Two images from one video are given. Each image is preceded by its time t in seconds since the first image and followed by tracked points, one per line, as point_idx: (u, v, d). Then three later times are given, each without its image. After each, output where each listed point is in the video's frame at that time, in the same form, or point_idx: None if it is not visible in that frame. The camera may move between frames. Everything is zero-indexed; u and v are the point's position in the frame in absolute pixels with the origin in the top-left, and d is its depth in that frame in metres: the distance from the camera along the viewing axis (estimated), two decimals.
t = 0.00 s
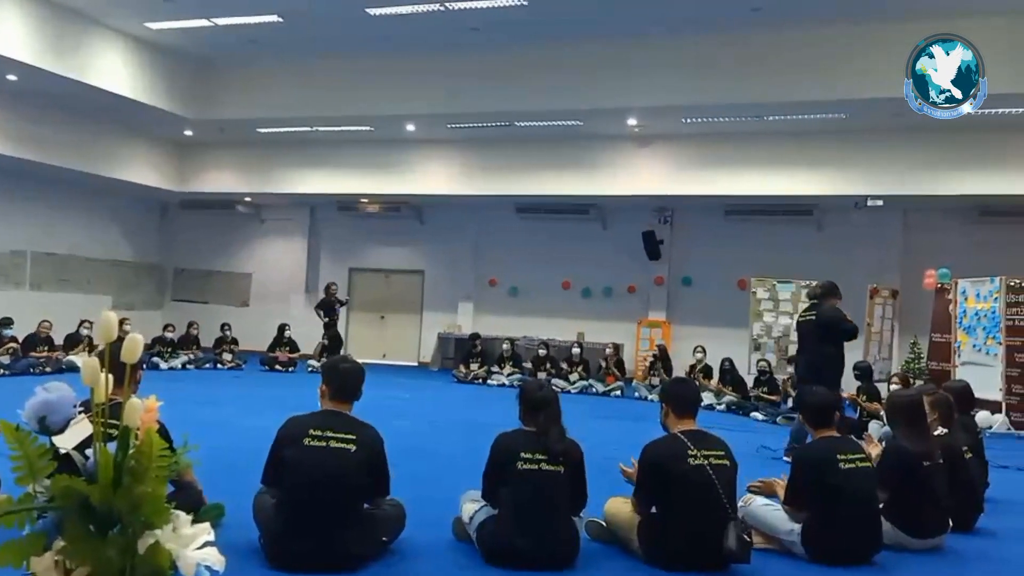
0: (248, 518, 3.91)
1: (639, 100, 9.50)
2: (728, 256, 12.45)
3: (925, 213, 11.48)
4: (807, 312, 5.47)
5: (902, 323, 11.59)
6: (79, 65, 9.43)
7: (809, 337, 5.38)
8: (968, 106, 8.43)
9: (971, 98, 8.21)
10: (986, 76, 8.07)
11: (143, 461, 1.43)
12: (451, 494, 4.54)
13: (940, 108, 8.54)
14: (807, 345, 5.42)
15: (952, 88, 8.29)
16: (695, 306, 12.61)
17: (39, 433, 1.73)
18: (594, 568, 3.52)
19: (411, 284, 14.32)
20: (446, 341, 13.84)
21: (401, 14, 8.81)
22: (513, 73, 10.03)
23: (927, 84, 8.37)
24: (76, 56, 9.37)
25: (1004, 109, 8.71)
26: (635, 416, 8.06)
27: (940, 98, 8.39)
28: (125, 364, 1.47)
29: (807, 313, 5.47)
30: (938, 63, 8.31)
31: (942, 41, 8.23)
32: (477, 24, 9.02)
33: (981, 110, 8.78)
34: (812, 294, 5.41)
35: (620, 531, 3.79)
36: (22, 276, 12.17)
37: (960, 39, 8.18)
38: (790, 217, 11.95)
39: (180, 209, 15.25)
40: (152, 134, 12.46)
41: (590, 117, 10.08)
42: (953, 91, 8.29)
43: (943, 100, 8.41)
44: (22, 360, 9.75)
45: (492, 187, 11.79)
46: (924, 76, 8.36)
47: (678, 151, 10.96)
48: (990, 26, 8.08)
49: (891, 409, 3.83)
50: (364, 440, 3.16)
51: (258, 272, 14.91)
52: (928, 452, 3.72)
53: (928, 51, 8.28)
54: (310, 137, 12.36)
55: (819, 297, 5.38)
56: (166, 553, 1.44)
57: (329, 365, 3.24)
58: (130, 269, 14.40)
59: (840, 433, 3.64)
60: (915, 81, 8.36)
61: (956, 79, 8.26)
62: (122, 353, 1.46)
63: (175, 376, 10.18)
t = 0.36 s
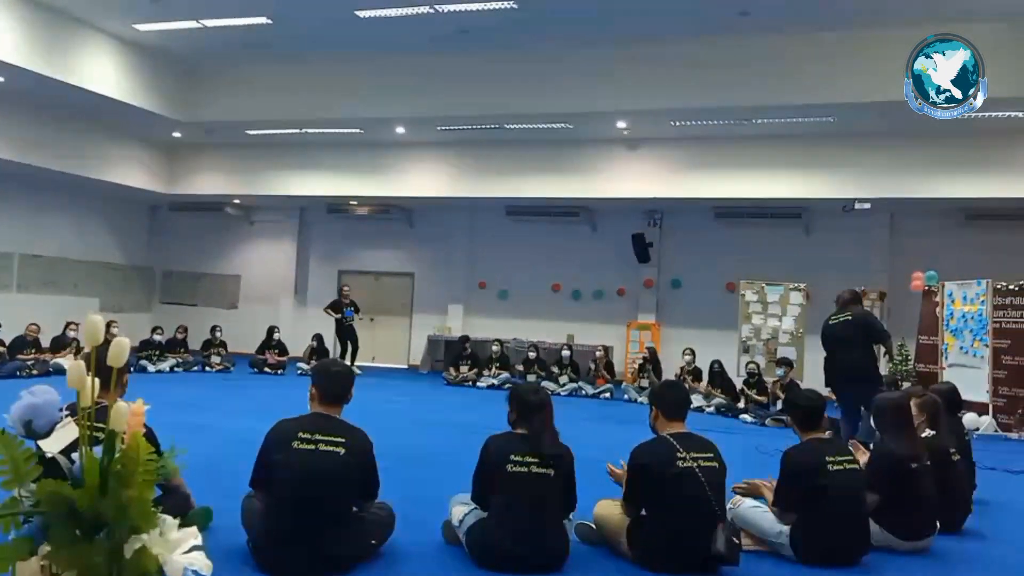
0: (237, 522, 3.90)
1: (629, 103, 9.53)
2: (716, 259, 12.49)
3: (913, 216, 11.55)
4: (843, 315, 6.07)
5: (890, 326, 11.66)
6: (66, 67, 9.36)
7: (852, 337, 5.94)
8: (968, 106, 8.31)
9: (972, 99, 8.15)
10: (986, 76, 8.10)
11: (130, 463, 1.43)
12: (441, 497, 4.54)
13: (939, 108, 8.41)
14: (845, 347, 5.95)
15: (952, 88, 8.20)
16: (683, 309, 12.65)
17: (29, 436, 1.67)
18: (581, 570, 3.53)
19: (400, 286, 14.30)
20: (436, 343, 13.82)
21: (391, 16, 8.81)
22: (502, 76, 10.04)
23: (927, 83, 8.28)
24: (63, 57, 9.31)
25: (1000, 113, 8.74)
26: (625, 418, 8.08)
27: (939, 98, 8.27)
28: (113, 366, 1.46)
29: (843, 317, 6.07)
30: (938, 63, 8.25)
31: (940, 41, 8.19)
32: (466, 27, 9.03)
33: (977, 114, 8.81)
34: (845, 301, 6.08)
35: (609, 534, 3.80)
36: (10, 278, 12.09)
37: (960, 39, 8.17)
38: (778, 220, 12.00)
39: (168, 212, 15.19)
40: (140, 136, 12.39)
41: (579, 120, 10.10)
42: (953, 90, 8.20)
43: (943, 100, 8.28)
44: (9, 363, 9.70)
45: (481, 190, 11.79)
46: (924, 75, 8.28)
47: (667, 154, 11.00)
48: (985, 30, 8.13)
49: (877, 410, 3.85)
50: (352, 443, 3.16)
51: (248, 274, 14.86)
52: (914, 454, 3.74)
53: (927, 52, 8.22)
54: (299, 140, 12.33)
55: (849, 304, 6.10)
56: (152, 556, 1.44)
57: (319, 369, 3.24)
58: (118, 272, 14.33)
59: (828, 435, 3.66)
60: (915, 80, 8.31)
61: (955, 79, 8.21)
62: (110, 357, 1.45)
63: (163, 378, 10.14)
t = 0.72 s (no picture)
0: (232, 522, 3.90)
1: (624, 104, 9.55)
2: (712, 260, 12.51)
3: (908, 217, 11.57)
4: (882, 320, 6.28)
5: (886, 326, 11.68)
6: (59, 68, 9.33)
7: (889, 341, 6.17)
8: (968, 106, 8.39)
9: (971, 99, 8.22)
10: (985, 76, 8.12)
11: (124, 464, 1.43)
12: (437, 497, 4.54)
13: (938, 108, 8.52)
14: (878, 348, 6.16)
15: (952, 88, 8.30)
16: (679, 309, 12.67)
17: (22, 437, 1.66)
18: (577, 571, 3.53)
19: (396, 287, 14.29)
20: (432, 344, 13.81)
21: (386, 17, 8.82)
22: (498, 77, 10.04)
23: (927, 83, 8.37)
24: (57, 58, 9.29)
25: (996, 114, 8.76)
26: (621, 418, 8.09)
27: (940, 98, 8.37)
28: (106, 367, 1.46)
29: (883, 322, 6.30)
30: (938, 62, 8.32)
31: (941, 41, 8.27)
32: (462, 28, 9.04)
33: (973, 114, 8.84)
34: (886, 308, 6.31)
35: (605, 535, 3.80)
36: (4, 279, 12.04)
37: (960, 39, 8.22)
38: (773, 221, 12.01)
39: (163, 212, 15.17)
40: (135, 136, 12.37)
41: (574, 120, 10.11)
42: (953, 90, 8.30)
43: (943, 100, 8.37)
44: (4, 364, 9.67)
45: (476, 189, 11.79)
46: (924, 75, 8.37)
47: (662, 154, 11.02)
48: (982, 31, 8.15)
49: (872, 411, 3.85)
50: (348, 444, 3.15)
51: (243, 275, 14.85)
52: (909, 454, 3.74)
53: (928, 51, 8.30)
54: (294, 140, 12.32)
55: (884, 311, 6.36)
56: (146, 558, 1.44)
57: (314, 370, 3.24)
58: (112, 272, 14.30)
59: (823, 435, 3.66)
60: (915, 80, 8.38)
61: (955, 79, 8.30)
62: (104, 357, 1.45)
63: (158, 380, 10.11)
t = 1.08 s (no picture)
0: (232, 522, 3.90)
1: (623, 103, 9.56)
2: (710, 259, 12.52)
3: (906, 217, 11.58)
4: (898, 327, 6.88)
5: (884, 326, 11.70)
6: (58, 68, 9.33)
7: (919, 342, 6.69)
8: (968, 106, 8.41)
9: (971, 99, 8.23)
10: (986, 76, 8.13)
11: (123, 464, 1.43)
12: (436, 496, 4.55)
13: (938, 108, 8.55)
14: (913, 347, 6.66)
15: (952, 88, 8.31)
16: (677, 309, 12.68)
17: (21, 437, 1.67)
18: (577, 571, 3.53)
19: (395, 287, 14.29)
20: (430, 344, 13.81)
21: (386, 17, 8.83)
22: (497, 76, 10.04)
23: (926, 83, 8.38)
24: (56, 59, 9.29)
25: (996, 113, 8.78)
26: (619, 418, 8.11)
27: (940, 98, 8.39)
28: (105, 367, 1.47)
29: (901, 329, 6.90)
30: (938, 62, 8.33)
31: (941, 41, 8.28)
32: (460, 27, 9.05)
33: (973, 114, 8.85)
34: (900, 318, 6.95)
35: (603, 534, 3.81)
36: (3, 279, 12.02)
37: (960, 38, 8.24)
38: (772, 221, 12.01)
39: (161, 212, 15.16)
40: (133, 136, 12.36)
41: (573, 120, 10.11)
42: (953, 90, 8.31)
43: (943, 100, 8.40)
44: (3, 364, 9.66)
45: (476, 189, 11.79)
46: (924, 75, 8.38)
47: (661, 154, 11.03)
48: (983, 31, 8.16)
49: (870, 410, 3.86)
50: (347, 444, 3.15)
51: (242, 274, 14.86)
52: (907, 454, 3.75)
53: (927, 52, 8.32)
54: (292, 140, 12.31)
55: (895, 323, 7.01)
56: (146, 557, 1.44)
57: (313, 370, 3.24)
58: (110, 272, 14.29)
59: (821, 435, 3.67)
60: (915, 80, 8.39)
61: (955, 79, 8.32)
62: (104, 357, 1.46)
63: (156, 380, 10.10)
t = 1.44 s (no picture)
0: (230, 522, 3.90)
1: (622, 103, 9.55)
2: (709, 259, 12.53)
3: (905, 218, 11.58)
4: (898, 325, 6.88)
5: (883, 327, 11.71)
6: (56, 68, 9.33)
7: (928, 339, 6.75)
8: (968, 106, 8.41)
9: (971, 99, 8.23)
10: (985, 76, 8.13)
11: (121, 464, 1.42)
12: (434, 496, 4.55)
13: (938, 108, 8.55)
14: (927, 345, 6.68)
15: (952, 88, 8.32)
16: (677, 309, 12.68)
17: (20, 437, 1.67)
18: (575, 571, 3.53)
19: (394, 287, 14.29)
20: (429, 344, 13.81)
21: (385, 17, 8.83)
22: (495, 76, 10.04)
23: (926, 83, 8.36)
24: (54, 58, 9.28)
25: (996, 114, 8.78)
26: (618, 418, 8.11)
27: (940, 98, 8.39)
28: (103, 366, 1.47)
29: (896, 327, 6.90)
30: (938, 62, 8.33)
31: (941, 41, 8.27)
32: (459, 28, 9.05)
33: (973, 114, 8.84)
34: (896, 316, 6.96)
35: (603, 534, 3.80)
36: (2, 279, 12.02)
37: (960, 39, 8.25)
38: (771, 221, 12.01)
39: (160, 213, 15.17)
40: (132, 136, 12.36)
41: (572, 120, 10.11)
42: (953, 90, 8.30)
43: (943, 100, 8.39)
44: (2, 364, 9.66)
45: (475, 189, 11.79)
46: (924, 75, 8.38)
47: (659, 154, 11.03)
48: (983, 31, 8.16)
49: (869, 410, 3.86)
50: (346, 443, 3.16)
51: (241, 275, 14.86)
52: (905, 453, 3.74)
53: (927, 53, 8.32)
54: (292, 140, 12.31)
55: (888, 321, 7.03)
56: (144, 557, 1.43)
57: (312, 370, 3.24)
58: (109, 272, 14.29)
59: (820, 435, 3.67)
60: (915, 80, 8.38)
61: (955, 78, 8.32)
62: (102, 357, 1.46)
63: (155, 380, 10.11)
